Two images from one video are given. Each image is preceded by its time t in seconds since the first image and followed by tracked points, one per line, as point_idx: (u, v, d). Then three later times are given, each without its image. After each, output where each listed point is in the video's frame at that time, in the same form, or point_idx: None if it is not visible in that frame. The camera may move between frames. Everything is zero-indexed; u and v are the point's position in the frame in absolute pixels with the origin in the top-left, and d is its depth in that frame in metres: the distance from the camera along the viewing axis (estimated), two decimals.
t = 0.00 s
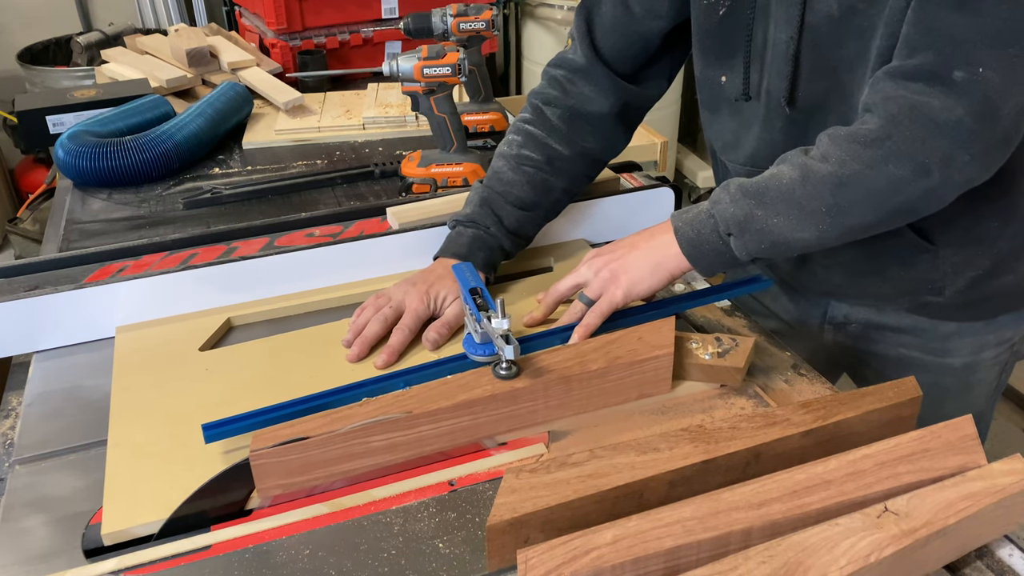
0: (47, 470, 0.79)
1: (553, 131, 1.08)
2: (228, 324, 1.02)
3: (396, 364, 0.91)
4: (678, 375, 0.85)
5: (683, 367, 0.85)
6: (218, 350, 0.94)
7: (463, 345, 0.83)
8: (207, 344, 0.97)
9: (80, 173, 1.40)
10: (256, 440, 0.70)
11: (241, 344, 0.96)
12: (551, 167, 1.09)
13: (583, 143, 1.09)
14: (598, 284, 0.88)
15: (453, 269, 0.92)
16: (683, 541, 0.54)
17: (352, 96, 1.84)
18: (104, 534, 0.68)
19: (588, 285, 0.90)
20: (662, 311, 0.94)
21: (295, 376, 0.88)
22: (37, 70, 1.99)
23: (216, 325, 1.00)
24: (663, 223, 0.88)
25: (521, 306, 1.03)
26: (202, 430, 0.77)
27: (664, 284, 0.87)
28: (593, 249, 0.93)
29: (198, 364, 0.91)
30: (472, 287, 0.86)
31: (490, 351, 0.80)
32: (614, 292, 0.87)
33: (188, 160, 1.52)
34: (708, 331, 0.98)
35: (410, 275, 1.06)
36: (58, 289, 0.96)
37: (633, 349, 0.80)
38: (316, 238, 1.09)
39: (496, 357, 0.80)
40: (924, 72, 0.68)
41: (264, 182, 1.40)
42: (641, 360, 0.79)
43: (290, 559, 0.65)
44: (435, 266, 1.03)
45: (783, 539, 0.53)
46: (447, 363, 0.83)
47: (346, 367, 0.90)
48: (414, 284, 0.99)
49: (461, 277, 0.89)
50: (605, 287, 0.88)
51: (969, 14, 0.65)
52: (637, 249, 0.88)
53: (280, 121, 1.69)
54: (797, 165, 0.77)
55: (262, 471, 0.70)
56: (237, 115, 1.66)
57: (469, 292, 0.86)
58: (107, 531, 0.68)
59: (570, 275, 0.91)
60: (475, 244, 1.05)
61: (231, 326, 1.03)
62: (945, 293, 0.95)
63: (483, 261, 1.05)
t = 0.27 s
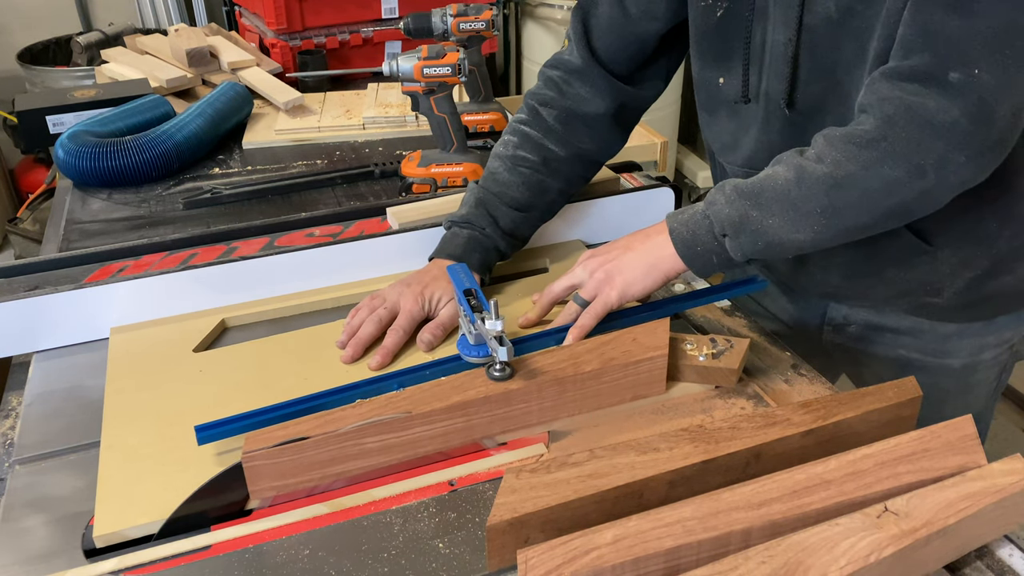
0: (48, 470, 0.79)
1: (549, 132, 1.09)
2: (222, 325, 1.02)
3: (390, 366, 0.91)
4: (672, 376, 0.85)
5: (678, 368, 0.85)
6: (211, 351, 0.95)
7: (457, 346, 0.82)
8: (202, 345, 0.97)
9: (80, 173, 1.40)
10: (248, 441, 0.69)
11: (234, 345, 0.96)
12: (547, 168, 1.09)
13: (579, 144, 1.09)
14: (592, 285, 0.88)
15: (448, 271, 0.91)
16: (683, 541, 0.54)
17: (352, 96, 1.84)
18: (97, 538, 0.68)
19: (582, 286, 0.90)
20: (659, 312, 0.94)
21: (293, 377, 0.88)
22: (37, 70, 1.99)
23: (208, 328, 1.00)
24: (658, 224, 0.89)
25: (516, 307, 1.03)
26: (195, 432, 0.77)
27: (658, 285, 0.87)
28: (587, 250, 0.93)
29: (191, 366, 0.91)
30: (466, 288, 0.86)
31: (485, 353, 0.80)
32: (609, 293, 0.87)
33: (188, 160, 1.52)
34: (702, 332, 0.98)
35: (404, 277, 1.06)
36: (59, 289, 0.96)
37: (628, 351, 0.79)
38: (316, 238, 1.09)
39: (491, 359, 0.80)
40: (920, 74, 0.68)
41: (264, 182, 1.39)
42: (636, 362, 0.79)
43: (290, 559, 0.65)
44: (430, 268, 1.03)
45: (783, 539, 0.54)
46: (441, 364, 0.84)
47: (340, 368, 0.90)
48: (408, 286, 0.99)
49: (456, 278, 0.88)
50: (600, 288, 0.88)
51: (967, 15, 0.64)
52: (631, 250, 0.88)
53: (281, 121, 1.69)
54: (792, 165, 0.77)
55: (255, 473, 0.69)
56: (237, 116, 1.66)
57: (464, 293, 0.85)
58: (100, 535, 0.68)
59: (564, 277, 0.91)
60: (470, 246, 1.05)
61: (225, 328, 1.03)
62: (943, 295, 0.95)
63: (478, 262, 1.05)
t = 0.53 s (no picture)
0: (47, 470, 0.79)
1: (544, 133, 1.08)
2: (217, 326, 1.02)
3: (383, 368, 0.90)
4: (666, 378, 0.85)
5: (672, 369, 0.84)
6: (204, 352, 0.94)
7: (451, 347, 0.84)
8: (195, 347, 0.96)
9: (81, 173, 1.40)
10: (240, 443, 0.69)
11: (228, 346, 0.95)
12: (542, 169, 1.09)
13: (574, 145, 1.09)
14: (587, 286, 0.88)
15: (443, 270, 0.93)
16: (683, 541, 0.54)
17: (352, 96, 1.84)
18: (88, 539, 0.67)
19: (577, 287, 0.90)
20: (655, 312, 0.94)
21: (291, 377, 0.88)
22: (37, 70, 1.99)
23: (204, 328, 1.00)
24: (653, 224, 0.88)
25: (510, 308, 1.02)
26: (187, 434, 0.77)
27: (652, 286, 0.87)
28: (582, 251, 0.93)
29: (185, 367, 0.90)
30: (460, 290, 0.86)
31: (477, 354, 0.81)
32: (603, 294, 0.87)
33: (188, 160, 1.52)
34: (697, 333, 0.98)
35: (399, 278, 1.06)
36: (59, 289, 0.96)
37: (622, 352, 0.79)
38: (316, 238, 1.09)
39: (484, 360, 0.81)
40: (915, 74, 0.68)
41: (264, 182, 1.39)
42: (629, 363, 0.79)
43: (290, 559, 0.65)
44: (424, 269, 1.03)
45: (783, 539, 0.53)
46: (434, 366, 0.84)
47: (334, 370, 0.89)
48: (402, 287, 0.99)
49: (450, 279, 0.90)
50: (594, 289, 0.88)
51: (962, 16, 0.64)
52: (625, 251, 0.88)
53: (281, 121, 1.69)
54: (787, 166, 0.76)
55: (247, 475, 0.69)
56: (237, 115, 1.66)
57: (458, 294, 0.85)
58: (91, 536, 0.68)
59: (559, 278, 0.92)
60: (465, 247, 1.04)
61: (221, 328, 1.03)
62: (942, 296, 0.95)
63: (473, 263, 1.04)
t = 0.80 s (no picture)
0: (47, 470, 0.79)
1: (539, 134, 1.08)
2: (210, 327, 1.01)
3: (376, 369, 0.90)
4: (660, 379, 0.85)
5: (665, 371, 0.85)
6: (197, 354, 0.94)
7: (444, 349, 0.83)
8: (189, 348, 0.96)
9: (81, 173, 1.40)
10: (232, 445, 0.69)
11: (220, 348, 0.95)
12: (536, 170, 1.09)
13: (568, 146, 1.09)
14: (580, 287, 0.88)
15: (436, 273, 0.92)
16: (683, 541, 0.54)
17: (352, 96, 1.84)
18: (79, 542, 0.67)
19: (570, 288, 0.90)
20: (650, 313, 0.94)
21: (289, 377, 0.88)
22: (37, 70, 1.99)
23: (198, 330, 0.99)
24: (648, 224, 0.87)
25: (504, 309, 1.02)
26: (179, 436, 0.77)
27: (646, 287, 0.87)
28: (576, 252, 0.93)
29: (178, 368, 0.90)
30: (453, 292, 0.87)
31: (471, 355, 0.80)
32: (597, 295, 0.87)
33: (188, 160, 1.52)
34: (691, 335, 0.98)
35: (392, 280, 1.06)
36: (59, 289, 0.96)
37: (615, 354, 0.80)
38: (316, 238, 1.09)
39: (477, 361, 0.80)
40: (909, 73, 0.67)
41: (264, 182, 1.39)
42: (623, 365, 0.79)
43: (290, 559, 0.65)
44: (418, 270, 1.03)
45: (783, 539, 0.54)
46: (427, 368, 0.84)
47: (328, 371, 0.89)
48: (396, 288, 0.99)
49: (443, 280, 0.89)
50: (588, 291, 0.88)
51: (955, 17, 0.64)
52: (620, 252, 0.88)
53: (280, 121, 1.69)
54: (781, 166, 0.76)
55: (238, 477, 0.69)
56: (237, 115, 1.67)
57: (451, 296, 0.85)
58: (83, 539, 0.67)
59: (553, 279, 0.92)
60: (458, 248, 1.04)
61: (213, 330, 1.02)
62: (940, 296, 0.95)
63: (467, 264, 1.05)
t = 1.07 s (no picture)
0: (47, 471, 0.79)
1: (533, 134, 1.08)
2: (204, 329, 1.01)
3: (370, 370, 0.90)
4: (654, 381, 0.85)
5: (659, 372, 0.85)
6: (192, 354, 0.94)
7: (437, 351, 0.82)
8: (182, 349, 0.95)
9: (81, 173, 1.40)
10: (223, 447, 0.69)
11: (214, 349, 0.95)
12: (531, 171, 1.09)
13: (563, 147, 1.09)
14: (575, 289, 0.88)
15: (429, 274, 0.90)
16: (683, 541, 0.54)
17: (352, 96, 1.84)
18: (72, 544, 0.67)
19: (565, 289, 0.90)
20: (644, 314, 0.94)
21: (286, 378, 0.88)
22: (37, 70, 1.99)
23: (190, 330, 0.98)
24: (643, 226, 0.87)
25: (498, 310, 1.03)
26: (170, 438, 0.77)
27: (640, 288, 0.86)
28: (571, 253, 0.93)
29: (172, 369, 0.90)
30: (448, 292, 0.85)
31: (463, 358, 0.79)
32: (591, 297, 0.87)
33: (188, 160, 1.52)
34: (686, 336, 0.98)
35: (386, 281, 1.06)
36: (59, 289, 0.96)
37: (608, 355, 0.80)
38: (316, 238, 1.09)
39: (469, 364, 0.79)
40: (904, 74, 0.67)
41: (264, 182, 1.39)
42: (615, 366, 0.79)
43: (290, 559, 0.65)
44: (413, 271, 1.03)
45: (783, 539, 0.54)
46: (420, 369, 0.84)
47: (321, 373, 0.89)
48: (390, 289, 0.99)
49: (436, 282, 0.87)
50: (582, 292, 0.88)
51: (950, 18, 0.64)
52: (614, 253, 0.88)
53: (280, 121, 1.69)
54: (775, 166, 0.75)
55: (229, 479, 0.69)
56: (237, 115, 1.66)
57: (444, 296, 0.84)
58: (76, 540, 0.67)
59: (547, 280, 0.92)
60: (453, 249, 1.05)
61: (207, 331, 1.01)
62: (938, 296, 0.95)
63: (461, 266, 1.05)
